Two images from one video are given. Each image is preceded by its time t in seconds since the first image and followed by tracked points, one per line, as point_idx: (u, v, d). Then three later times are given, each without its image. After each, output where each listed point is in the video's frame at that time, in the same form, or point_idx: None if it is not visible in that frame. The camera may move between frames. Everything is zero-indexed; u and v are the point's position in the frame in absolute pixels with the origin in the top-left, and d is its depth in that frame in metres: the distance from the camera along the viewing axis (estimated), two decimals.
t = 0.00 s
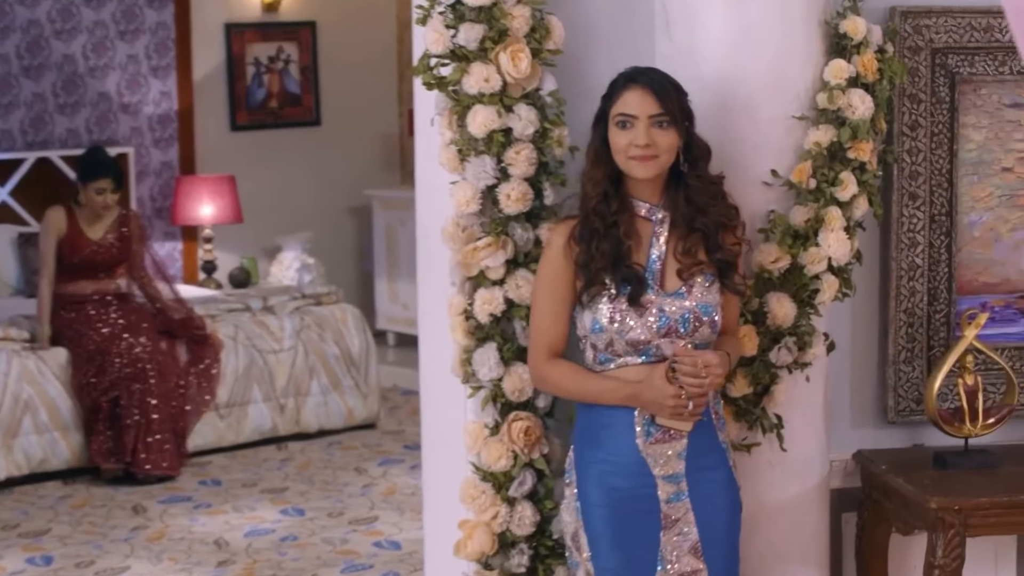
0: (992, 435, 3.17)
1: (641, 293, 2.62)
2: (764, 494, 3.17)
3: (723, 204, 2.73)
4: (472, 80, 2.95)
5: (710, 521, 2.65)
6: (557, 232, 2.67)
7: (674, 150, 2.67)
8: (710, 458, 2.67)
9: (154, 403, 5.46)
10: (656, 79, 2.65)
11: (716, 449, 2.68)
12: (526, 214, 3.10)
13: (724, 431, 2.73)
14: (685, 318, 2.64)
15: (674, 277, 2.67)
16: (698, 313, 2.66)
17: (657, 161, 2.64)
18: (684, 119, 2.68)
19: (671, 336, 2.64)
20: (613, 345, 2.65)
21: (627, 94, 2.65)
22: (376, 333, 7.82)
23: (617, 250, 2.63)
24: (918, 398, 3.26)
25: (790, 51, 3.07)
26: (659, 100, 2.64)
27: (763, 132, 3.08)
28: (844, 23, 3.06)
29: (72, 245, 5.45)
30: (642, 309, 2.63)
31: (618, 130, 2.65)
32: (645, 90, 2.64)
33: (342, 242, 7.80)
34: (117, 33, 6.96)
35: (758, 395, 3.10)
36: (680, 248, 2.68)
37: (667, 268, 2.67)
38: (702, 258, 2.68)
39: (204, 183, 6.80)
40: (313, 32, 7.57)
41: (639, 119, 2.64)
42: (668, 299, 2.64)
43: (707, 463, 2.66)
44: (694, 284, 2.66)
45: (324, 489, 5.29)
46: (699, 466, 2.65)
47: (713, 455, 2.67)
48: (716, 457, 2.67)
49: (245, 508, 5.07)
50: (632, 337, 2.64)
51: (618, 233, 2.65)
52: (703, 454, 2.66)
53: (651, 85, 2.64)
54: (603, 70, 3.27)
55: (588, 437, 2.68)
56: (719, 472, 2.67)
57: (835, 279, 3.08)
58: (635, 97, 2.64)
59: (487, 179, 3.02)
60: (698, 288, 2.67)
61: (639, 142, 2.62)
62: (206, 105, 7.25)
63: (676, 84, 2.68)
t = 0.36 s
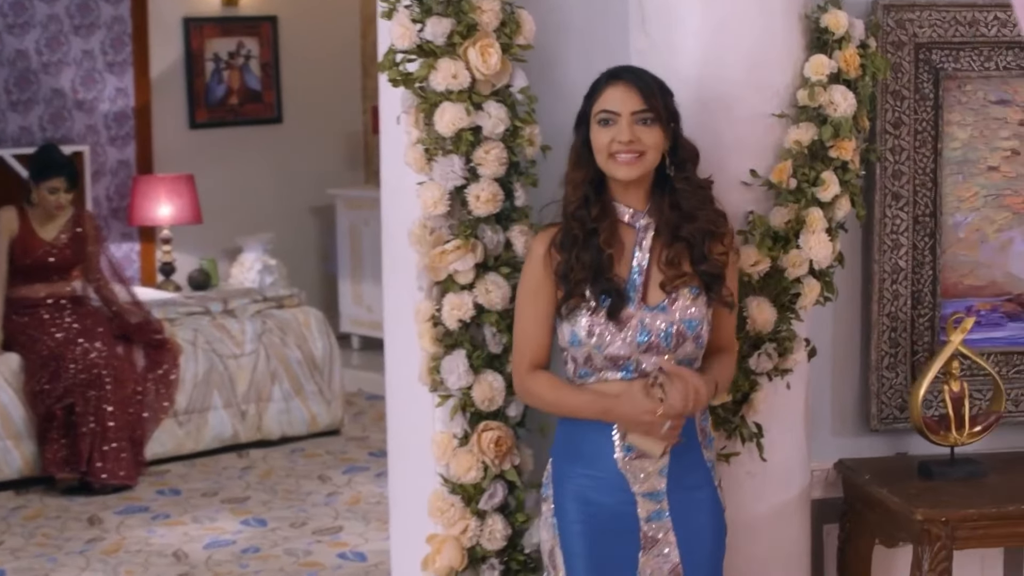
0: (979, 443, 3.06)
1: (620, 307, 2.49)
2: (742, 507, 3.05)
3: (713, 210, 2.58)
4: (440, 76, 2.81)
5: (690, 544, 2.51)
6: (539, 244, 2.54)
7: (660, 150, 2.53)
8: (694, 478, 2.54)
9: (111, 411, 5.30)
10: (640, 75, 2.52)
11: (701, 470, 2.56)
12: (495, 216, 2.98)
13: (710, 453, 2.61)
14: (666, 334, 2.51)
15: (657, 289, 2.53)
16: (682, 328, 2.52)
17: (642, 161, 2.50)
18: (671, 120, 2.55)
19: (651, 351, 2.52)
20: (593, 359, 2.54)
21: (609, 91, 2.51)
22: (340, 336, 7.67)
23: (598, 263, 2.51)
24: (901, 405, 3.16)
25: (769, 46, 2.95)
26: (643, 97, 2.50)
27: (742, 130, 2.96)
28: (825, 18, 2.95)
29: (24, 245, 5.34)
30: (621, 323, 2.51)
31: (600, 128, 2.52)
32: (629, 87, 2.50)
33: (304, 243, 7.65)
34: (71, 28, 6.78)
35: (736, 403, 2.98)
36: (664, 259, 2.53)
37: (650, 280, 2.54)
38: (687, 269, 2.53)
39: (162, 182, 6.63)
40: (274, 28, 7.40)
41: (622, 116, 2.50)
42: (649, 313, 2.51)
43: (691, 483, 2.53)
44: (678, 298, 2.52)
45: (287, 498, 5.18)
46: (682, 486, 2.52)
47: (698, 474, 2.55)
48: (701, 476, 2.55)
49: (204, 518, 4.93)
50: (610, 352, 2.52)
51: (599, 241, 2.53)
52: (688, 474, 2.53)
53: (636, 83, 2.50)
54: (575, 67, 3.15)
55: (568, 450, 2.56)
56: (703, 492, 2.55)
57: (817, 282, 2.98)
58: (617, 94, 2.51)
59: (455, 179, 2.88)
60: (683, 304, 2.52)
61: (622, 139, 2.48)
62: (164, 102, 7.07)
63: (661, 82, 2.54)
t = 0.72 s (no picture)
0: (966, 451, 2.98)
1: (599, 247, 2.20)
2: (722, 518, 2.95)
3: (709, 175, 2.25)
4: (408, 73, 2.70)
5: (682, 509, 2.18)
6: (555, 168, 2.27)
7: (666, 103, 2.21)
8: (681, 438, 2.20)
9: (69, 417, 5.18)
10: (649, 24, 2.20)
11: (690, 427, 2.21)
12: (467, 218, 2.87)
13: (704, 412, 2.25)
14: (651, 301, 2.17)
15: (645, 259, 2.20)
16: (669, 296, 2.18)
17: (646, 113, 2.18)
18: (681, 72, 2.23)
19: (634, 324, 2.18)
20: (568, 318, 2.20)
21: (616, 36, 2.19)
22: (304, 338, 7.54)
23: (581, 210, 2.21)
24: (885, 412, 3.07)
25: (749, 41, 2.85)
26: (655, 46, 2.18)
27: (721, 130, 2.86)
28: (805, 12, 2.85)
29: None
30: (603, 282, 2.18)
31: (602, 73, 2.20)
32: (639, 32, 2.19)
33: (268, 243, 7.51)
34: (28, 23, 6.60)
35: (717, 410, 2.88)
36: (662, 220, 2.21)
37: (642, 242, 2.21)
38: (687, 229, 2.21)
39: (122, 181, 6.47)
40: (237, 22, 7.25)
41: (627, 63, 2.18)
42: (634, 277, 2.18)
43: (678, 440, 2.20)
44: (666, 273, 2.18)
45: (251, 506, 5.05)
46: (668, 445, 2.19)
47: (689, 431, 2.21)
48: (690, 436, 2.21)
49: (165, 528, 4.80)
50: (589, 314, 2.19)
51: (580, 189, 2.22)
52: (675, 432, 2.20)
53: (647, 30, 2.19)
54: (547, 65, 3.04)
55: (551, 407, 2.25)
56: (693, 454, 2.20)
57: (799, 285, 2.88)
58: (626, 40, 2.19)
59: (424, 179, 2.77)
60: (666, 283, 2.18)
61: (625, 86, 2.17)
62: (123, 100, 6.90)
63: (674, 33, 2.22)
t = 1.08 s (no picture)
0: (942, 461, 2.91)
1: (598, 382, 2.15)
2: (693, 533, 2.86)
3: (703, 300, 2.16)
4: (369, 74, 2.60)
5: None
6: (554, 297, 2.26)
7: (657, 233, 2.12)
8: (681, 548, 2.12)
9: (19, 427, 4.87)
10: (634, 149, 2.11)
11: (691, 537, 2.13)
12: (430, 224, 2.76)
13: (710, 524, 2.16)
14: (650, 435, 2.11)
15: (645, 389, 2.14)
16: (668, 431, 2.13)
17: (634, 246, 2.10)
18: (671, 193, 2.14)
19: (636, 450, 2.12)
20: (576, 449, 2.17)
21: (601, 164, 2.11)
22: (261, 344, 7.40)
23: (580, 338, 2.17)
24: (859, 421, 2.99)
25: (719, 40, 2.77)
26: (638, 175, 2.10)
27: (692, 132, 2.77)
28: (778, 11, 2.78)
29: None
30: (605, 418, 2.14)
31: (588, 206, 2.12)
32: (622, 161, 2.10)
33: (224, 247, 7.37)
34: None
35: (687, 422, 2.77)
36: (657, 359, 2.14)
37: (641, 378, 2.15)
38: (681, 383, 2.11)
39: (74, 184, 6.31)
40: (190, 22, 7.10)
41: (612, 194, 2.10)
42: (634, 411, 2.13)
43: (678, 552, 2.12)
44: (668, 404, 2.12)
45: (207, 517, 4.93)
46: (667, 555, 2.11)
47: (689, 540, 2.13)
48: (694, 546, 2.13)
49: (118, 540, 4.67)
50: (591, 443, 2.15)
51: (583, 318, 2.18)
52: (674, 541, 2.12)
53: (630, 157, 2.10)
54: (511, 66, 2.95)
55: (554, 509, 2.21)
56: (695, 564, 2.12)
57: (771, 293, 2.80)
58: (612, 169, 2.10)
59: (385, 185, 2.67)
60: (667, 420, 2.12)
61: (611, 220, 2.09)
62: (75, 101, 6.74)
63: (661, 154, 2.13)
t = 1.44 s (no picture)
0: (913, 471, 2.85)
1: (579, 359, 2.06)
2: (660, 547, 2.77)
3: (692, 275, 2.08)
4: (324, 76, 2.50)
5: None
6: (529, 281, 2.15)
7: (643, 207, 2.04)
8: (667, 547, 2.04)
9: None
10: (617, 121, 2.04)
11: (679, 536, 2.05)
12: (388, 229, 2.67)
13: (698, 523, 2.08)
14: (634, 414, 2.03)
15: (630, 364, 2.06)
16: (654, 409, 2.04)
17: (619, 221, 2.02)
18: (656, 165, 2.06)
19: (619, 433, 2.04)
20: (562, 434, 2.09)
21: (586, 138, 2.03)
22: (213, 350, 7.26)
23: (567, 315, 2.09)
24: (829, 431, 2.93)
25: (684, 40, 2.69)
26: (624, 147, 2.02)
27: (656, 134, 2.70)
28: (745, 10, 2.70)
29: None
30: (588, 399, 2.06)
31: (572, 180, 2.05)
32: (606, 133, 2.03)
33: (174, 251, 7.19)
34: None
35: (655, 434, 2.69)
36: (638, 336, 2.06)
37: (620, 358, 2.07)
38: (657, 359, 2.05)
39: (20, 188, 6.15)
40: (139, 22, 6.94)
41: (597, 167, 2.02)
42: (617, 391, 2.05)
43: (664, 551, 2.04)
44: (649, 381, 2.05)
45: (157, 529, 4.80)
46: (652, 556, 2.04)
47: (676, 539, 2.05)
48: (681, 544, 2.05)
49: (67, 553, 4.54)
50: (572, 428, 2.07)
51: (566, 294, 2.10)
52: (660, 540, 2.04)
53: (613, 130, 2.03)
54: (472, 65, 2.85)
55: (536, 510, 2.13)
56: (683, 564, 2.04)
57: (739, 299, 2.72)
58: (595, 143, 2.03)
59: (341, 190, 2.57)
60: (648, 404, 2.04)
61: (597, 195, 2.01)
62: (21, 102, 6.58)
63: (644, 126, 2.05)
